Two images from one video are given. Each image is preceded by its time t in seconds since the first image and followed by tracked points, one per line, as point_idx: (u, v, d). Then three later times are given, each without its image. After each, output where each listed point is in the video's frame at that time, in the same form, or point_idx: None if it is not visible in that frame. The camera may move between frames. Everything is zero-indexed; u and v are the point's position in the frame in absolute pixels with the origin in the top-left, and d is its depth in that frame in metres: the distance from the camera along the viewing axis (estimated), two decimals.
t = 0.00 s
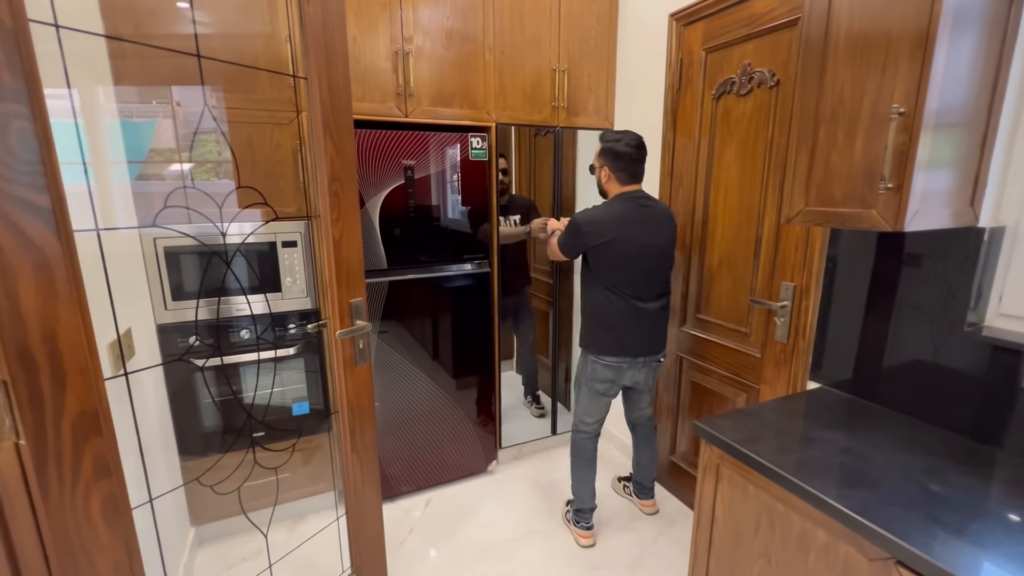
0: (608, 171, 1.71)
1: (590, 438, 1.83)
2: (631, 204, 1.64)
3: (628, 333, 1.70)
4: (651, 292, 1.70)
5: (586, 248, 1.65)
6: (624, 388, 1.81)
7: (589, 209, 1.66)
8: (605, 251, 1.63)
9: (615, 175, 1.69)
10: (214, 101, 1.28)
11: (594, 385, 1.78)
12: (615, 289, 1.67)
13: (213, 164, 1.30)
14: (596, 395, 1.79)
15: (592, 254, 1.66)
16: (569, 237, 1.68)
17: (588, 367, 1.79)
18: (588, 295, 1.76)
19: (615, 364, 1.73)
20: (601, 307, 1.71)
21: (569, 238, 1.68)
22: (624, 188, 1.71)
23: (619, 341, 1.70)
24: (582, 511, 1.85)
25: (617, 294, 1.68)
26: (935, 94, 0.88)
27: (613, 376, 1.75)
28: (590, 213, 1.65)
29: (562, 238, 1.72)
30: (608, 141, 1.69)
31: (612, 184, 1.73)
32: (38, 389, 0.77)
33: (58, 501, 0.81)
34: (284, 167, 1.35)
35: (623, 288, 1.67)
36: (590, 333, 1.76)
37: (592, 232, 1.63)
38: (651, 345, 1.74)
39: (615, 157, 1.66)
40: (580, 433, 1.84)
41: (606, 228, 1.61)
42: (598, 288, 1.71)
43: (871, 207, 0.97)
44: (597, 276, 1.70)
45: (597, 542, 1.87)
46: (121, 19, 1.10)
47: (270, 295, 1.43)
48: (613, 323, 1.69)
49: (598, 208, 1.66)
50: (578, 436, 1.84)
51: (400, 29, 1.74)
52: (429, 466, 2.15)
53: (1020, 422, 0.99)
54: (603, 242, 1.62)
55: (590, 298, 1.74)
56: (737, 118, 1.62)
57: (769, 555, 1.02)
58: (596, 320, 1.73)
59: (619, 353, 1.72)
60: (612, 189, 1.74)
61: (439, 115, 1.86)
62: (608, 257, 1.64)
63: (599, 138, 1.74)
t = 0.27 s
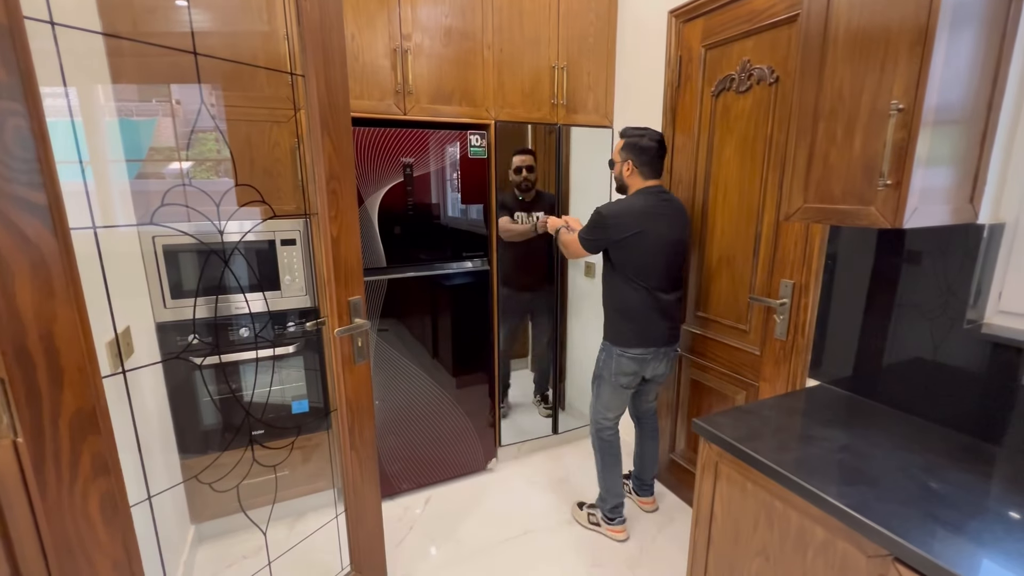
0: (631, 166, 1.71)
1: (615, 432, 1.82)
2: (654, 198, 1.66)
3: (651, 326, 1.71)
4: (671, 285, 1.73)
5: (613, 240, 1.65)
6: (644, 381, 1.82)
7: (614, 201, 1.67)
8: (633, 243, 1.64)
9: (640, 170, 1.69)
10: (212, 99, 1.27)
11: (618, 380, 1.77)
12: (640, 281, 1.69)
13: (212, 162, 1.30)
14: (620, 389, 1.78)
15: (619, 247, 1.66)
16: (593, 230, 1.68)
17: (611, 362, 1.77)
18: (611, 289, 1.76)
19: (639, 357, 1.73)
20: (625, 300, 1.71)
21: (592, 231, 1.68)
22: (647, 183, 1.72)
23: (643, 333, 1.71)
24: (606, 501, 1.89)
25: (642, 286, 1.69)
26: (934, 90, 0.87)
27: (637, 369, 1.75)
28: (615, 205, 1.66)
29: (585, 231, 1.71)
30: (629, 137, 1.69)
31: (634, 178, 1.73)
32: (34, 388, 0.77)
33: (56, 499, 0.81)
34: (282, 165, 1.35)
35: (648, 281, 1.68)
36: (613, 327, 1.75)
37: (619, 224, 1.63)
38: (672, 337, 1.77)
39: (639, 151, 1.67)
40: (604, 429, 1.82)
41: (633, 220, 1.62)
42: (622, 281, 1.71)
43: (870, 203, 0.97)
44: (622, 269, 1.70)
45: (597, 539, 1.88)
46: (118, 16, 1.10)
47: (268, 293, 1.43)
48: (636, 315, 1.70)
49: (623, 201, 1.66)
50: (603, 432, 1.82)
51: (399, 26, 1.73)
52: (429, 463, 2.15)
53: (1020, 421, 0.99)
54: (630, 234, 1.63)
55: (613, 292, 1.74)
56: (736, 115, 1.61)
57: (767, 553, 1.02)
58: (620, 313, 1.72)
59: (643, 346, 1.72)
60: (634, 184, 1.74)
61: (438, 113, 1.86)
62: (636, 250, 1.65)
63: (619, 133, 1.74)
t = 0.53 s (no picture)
0: (640, 163, 1.70)
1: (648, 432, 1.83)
2: (665, 197, 1.67)
3: (664, 324, 1.72)
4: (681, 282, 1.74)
5: (629, 241, 1.65)
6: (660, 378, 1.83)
7: (625, 201, 1.67)
8: (649, 242, 1.64)
9: (649, 167, 1.69)
10: (213, 98, 1.27)
11: (640, 379, 1.78)
12: (654, 281, 1.69)
13: (214, 162, 1.29)
14: (644, 387, 1.79)
15: (634, 247, 1.66)
16: (608, 232, 1.68)
17: (632, 362, 1.77)
18: (624, 290, 1.76)
19: (657, 354, 1.74)
20: (640, 301, 1.71)
21: (607, 232, 1.67)
22: (655, 181, 1.72)
23: (657, 332, 1.72)
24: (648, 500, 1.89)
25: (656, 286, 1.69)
26: (935, 88, 0.87)
27: (655, 366, 1.76)
28: (627, 204, 1.66)
29: (597, 233, 1.70)
30: (637, 134, 1.69)
31: (642, 176, 1.72)
32: (38, 386, 0.78)
33: (60, 496, 0.82)
34: (284, 164, 1.35)
35: (661, 280, 1.69)
36: (628, 328, 1.75)
37: (634, 224, 1.63)
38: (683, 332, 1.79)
39: (648, 149, 1.67)
40: (638, 431, 1.82)
41: (648, 220, 1.63)
42: (636, 282, 1.71)
43: (871, 202, 0.97)
44: (637, 270, 1.70)
45: (599, 536, 1.88)
46: (120, 15, 1.10)
47: (270, 292, 1.43)
48: (649, 315, 1.71)
49: (634, 200, 1.66)
50: (637, 434, 1.82)
51: (400, 25, 1.73)
52: (431, 461, 2.15)
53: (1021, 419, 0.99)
54: (645, 233, 1.64)
55: (626, 293, 1.74)
56: (737, 112, 1.61)
57: (768, 551, 1.02)
58: (636, 314, 1.72)
59: (659, 345, 1.73)
60: (642, 182, 1.74)
61: (439, 112, 1.86)
62: (651, 249, 1.65)
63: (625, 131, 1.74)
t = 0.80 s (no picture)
0: (646, 160, 1.70)
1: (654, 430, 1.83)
2: (672, 196, 1.66)
3: (669, 323, 1.72)
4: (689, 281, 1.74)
5: (639, 240, 1.64)
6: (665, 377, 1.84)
7: (633, 200, 1.66)
8: (657, 242, 1.63)
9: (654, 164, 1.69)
10: (216, 96, 1.27)
11: (645, 378, 1.78)
12: (660, 281, 1.69)
13: (217, 160, 1.30)
14: (649, 386, 1.79)
15: (642, 247, 1.65)
16: (616, 233, 1.66)
17: (637, 362, 1.77)
18: (629, 290, 1.75)
19: (662, 353, 1.75)
20: (646, 300, 1.71)
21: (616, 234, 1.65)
22: (661, 177, 1.72)
23: (663, 331, 1.72)
24: (650, 499, 1.90)
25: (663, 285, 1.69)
26: (941, 84, 0.87)
27: (661, 365, 1.77)
28: (635, 203, 1.65)
29: (605, 236, 1.69)
30: (642, 130, 1.69)
31: (648, 173, 1.72)
32: (45, 382, 0.78)
33: (66, 492, 0.82)
34: (286, 161, 1.35)
35: (667, 280, 1.69)
36: (634, 328, 1.75)
37: (643, 223, 1.62)
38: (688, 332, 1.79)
39: (654, 145, 1.67)
40: (644, 430, 1.83)
41: (656, 218, 1.62)
42: (642, 282, 1.70)
43: (875, 199, 0.97)
44: (644, 270, 1.69)
45: (601, 534, 1.89)
46: (124, 14, 1.11)
47: (273, 289, 1.43)
48: (655, 314, 1.71)
49: (642, 200, 1.65)
50: (643, 434, 1.83)
51: (402, 22, 1.73)
52: (433, 459, 2.16)
53: None
54: (654, 232, 1.63)
55: (632, 293, 1.73)
56: (741, 109, 1.61)
57: (771, 548, 1.02)
58: (642, 314, 1.72)
59: (665, 343, 1.73)
60: (649, 178, 1.73)
61: (442, 109, 1.86)
62: (659, 249, 1.64)
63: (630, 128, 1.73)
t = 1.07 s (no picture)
0: (654, 159, 1.69)
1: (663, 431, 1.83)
2: (680, 196, 1.66)
3: (674, 324, 1.72)
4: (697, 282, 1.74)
5: (649, 241, 1.63)
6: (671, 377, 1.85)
7: (642, 201, 1.65)
8: (668, 243, 1.62)
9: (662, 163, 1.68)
10: (219, 96, 1.28)
11: (652, 378, 1.79)
12: (668, 282, 1.68)
13: (220, 160, 1.30)
14: (656, 386, 1.80)
15: (652, 248, 1.64)
16: (625, 234, 1.63)
17: (643, 363, 1.78)
18: (636, 291, 1.74)
19: (668, 354, 1.75)
20: (654, 301, 1.70)
21: (626, 235, 1.63)
22: (669, 176, 1.72)
23: (669, 332, 1.73)
24: (654, 499, 1.90)
25: (671, 287, 1.68)
26: (945, 84, 0.86)
27: (667, 366, 1.77)
28: (645, 204, 1.64)
29: (612, 237, 1.66)
30: (649, 129, 1.68)
31: (657, 172, 1.71)
32: (50, 381, 0.79)
33: (72, 490, 0.83)
34: (289, 161, 1.36)
35: (675, 281, 1.68)
36: (642, 330, 1.75)
37: (654, 224, 1.61)
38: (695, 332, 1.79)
39: (662, 143, 1.67)
40: (653, 430, 1.83)
41: (667, 219, 1.61)
42: (650, 283, 1.70)
43: (879, 198, 0.96)
44: (652, 271, 1.68)
45: (603, 533, 1.89)
46: (128, 14, 1.11)
47: (276, 289, 1.44)
48: (661, 315, 1.71)
49: (651, 201, 1.64)
50: (653, 435, 1.82)
51: (404, 22, 1.73)
52: (436, 458, 2.16)
53: None
54: (665, 233, 1.62)
55: (640, 294, 1.73)
56: (744, 108, 1.60)
57: (774, 547, 1.02)
58: (649, 315, 1.72)
59: (671, 344, 1.73)
60: (656, 178, 1.72)
61: (444, 109, 1.86)
62: (669, 250, 1.63)
63: (635, 128, 1.72)
